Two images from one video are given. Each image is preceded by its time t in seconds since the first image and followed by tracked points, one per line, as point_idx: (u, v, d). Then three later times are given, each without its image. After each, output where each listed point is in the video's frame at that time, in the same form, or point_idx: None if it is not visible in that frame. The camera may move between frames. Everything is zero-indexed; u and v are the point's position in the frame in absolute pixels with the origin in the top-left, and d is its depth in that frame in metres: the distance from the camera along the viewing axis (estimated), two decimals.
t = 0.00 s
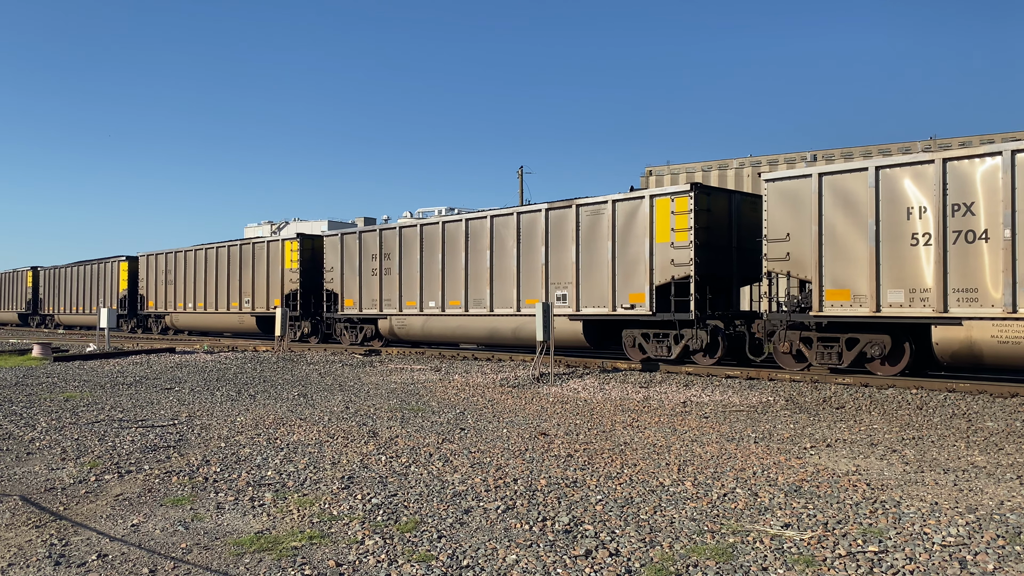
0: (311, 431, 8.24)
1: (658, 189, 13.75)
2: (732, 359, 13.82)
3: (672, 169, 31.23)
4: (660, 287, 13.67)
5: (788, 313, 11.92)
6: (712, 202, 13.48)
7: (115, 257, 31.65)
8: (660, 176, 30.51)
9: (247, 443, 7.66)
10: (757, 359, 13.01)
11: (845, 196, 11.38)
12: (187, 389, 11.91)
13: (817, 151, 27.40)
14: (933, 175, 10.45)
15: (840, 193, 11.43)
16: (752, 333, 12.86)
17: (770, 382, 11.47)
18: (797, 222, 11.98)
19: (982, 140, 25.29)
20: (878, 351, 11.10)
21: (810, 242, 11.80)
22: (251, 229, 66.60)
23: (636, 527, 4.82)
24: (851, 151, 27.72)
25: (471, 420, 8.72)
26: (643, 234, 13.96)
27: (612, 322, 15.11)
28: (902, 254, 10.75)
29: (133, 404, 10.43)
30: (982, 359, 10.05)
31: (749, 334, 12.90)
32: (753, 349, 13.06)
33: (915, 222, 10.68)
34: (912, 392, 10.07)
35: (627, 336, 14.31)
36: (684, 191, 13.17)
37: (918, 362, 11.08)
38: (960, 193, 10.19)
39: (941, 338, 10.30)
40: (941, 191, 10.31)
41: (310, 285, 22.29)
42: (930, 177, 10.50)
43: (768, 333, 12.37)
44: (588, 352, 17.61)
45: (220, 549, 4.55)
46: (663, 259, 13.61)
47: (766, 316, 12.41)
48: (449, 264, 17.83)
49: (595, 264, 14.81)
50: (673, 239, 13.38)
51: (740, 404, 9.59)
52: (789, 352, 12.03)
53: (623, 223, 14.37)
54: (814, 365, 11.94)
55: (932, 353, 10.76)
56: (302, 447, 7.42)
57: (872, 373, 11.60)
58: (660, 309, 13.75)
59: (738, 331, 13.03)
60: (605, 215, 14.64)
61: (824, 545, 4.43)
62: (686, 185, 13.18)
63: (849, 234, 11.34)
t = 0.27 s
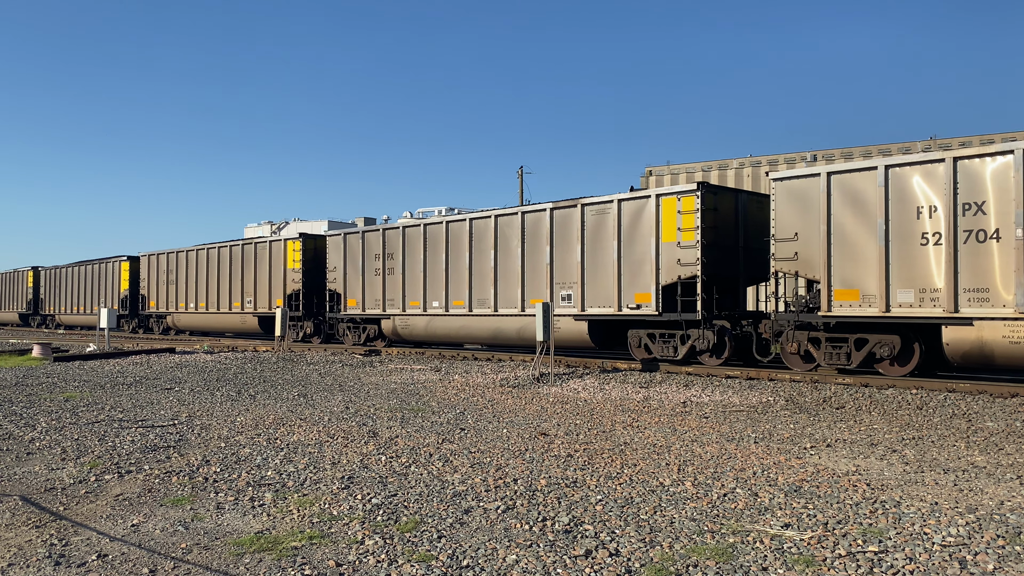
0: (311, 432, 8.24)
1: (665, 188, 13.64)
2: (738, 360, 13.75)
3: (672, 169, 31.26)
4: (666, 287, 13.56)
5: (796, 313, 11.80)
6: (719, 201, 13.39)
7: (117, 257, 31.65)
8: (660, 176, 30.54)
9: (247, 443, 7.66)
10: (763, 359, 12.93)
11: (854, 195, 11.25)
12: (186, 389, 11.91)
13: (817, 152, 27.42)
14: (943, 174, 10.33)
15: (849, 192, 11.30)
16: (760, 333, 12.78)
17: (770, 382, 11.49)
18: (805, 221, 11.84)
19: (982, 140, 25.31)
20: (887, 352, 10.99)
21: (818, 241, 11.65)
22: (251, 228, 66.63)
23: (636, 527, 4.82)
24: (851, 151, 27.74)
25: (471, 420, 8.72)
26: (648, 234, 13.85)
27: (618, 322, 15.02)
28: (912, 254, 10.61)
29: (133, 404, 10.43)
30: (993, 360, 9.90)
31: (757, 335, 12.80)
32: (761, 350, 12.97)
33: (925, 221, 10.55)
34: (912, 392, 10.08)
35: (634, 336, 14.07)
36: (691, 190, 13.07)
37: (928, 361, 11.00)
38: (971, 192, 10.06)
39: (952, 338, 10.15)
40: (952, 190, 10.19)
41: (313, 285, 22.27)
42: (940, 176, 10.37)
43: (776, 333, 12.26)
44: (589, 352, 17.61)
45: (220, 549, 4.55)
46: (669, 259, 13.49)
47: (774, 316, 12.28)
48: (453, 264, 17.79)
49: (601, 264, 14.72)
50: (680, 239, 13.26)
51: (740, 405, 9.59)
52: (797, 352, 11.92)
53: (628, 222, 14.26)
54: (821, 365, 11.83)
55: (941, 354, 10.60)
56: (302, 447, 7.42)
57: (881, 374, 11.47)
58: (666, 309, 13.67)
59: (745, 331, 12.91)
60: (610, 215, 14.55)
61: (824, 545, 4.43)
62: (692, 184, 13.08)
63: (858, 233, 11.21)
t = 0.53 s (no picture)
0: (311, 431, 8.24)
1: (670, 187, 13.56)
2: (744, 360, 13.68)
3: (672, 169, 31.29)
4: (671, 287, 13.49)
5: (804, 313, 11.71)
6: (725, 200, 13.31)
7: (117, 257, 31.62)
8: (660, 176, 30.55)
9: (247, 443, 7.66)
10: (770, 359, 12.82)
11: (862, 194, 11.14)
12: (186, 389, 11.91)
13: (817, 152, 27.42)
14: (954, 173, 10.23)
15: (857, 191, 11.19)
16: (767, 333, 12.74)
17: (770, 382, 11.50)
18: (812, 221, 11.73)
19: (982, 140, 25.31)
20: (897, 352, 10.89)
21: (826, 241, 11.52)
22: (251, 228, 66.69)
23: (636, 527, 4.82)
24: (851, 151, 27.77)
25: (471, 420, 8.72)
26: (654, 233, 13.76)
27: (624, 322, 14.96)
28: (922, 253, 10.52)
29: (133, 404, 10.43)
30: (1004, 360, 9.81)
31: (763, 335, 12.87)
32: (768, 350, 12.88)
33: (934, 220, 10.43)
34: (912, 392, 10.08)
35: (639, 336, 14.07)
36: (697, 189, 12.99)
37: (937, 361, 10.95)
38: (982, 191, 9.96)
39: (962, 338, 10.08)
40: (963, 189, 10.08)
41: (316, 285, 22.28)
42: (950, 175, 10.27)
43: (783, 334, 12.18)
44: (591, 352, 17.62)
45: (220, 549, 4.55)
46: (675, 258, 13.40)
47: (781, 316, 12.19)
48: (457, 264, 17.76)
49: (606, 263, 14.65)
50: (686, 238, 13.16)
51: (740, 404, 9.59)
52: (806, 353, 11.82)
53: (633, 222, 14.17)
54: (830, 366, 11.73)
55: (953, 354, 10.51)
56: (302, 447, 7.42)
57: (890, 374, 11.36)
58: (672, 309, 13.61)
59: (751, 331, 13.02)
60: (615, 214, 14.45)
61: (824, 545, 4.43)
62: (699, 183, 12.99)
63: (867, 232, 11.10)
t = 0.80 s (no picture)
0: (311, 432, 8.24)
1: (676, 186, 13.51)
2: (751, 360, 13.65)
3: (672, 169, 31.32)
4: (677, 287, 13.44)
5: (811, 314, 11.62)
6: (732, 199, 13.26)
7: (118, 257, 31.62)
8: (660, 176, 30.57)
9: (247, 443, 7.66)
10: (777, 360, 12.80)
11: (871, 193, 11.01)
12: (186, 389, 11.91)
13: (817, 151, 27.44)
14: (964, 172, 10.07)
15: (866, 190, 11.06)
16: (774, 333, 12.67)
17: (770, 382, 11.50)
18: (820, 220, 11.60)
19: (982, 140, 25.34)
20: (905, 353, 10.80)
21: (834, 241, 11.40)
22: (251, 228, 66.71)
23: (636, 527, 4.82)
24: (851, 151, 27.79)
25: (471, 420, 8.72)
26: (660, 233, 13.71)
27: (629, 322, 14.91)
28: (932, 253, 10.37)
29: (133, 404, 10.43)
30: (1015, 361, 9.72)
31: (770, 335, 12.70)
32: (774, 351, 12.85)
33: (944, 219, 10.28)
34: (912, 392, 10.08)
35: (645, 336, 13.98)
36: (704, 188, 12.92)
37: (946, 362, 10.83)
38: (992, 190, 9.80)
39: (972, 339, 9.99)
40: (973, 188, 9.92)
41: (318, 286, 22.28)
42: (960, 173, 10.12)
43: (790, 334, 12.12)
44: (592, 352, 17.62)
45: (220, 549, 4.55)
46: (681, 258, 13.35)
47: (789, 316, 12.09)
48: (461, 264, 17.73)
49: (611, 263, 14.60)
50: (692, 238, 13.10)
51: (740, 404, 9.58)
52: (813, 353, 11.75)
53: (639, 221, 14.12)
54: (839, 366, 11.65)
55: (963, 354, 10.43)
56: (302, 447, 7.42)
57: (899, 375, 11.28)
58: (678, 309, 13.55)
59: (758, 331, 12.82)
60: (621, 214, 14.41)
61: (824, 545, 4.43)
62: (705, 182, 12.93)
63: (876, 232, 10.96)
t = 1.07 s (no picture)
0: (311, 432, 8.24)
1: (682, 186, 13.46)
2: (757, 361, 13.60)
3: (672, 169, 31.34)
4: (683, 287, 13.40)
5: (819, 313, 11.56)
6: (738, 198, 13.21)
7: (118, 257, 31.62)
8: (660, 176, 30.57)
9: (247, 443, 7.66)
10: (784, 360, 12.73)
11: (879, 192, 10.93)
12: (186, 389, 11.91)
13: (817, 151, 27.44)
14: (974, 171, 10.00)
15: (874, 190, 10.99)
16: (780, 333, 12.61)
17: (770, 382, 11.51)
18: (828, 219, 11.52)
19: (982, 140, 25.35)
20: (914, 353, 10.75)
21: (842, 240, 11.35)
22: (251, 228, 66.77)
23: (636, 527, 4.82)
24: (851, 151, 27.79)
25: (471, 420, 8.72)
26: (666, 232, 13.66)
27: (634, 322, 14.86)
28: (941, 253, 10.29)
29: (133, 404, 10.43)
30: None
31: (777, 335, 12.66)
32: (781, 351, 12.78)
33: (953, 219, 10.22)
34: (912, 392, 10.08)
35: (650, 336, 14.00)
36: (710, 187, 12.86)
37: (954, 362, 10.79)
38: (1002, 189, 9.74)
39: (982, 338, 9.94)
40: (983, 188, 9.86)
41: (319, 286, 22.27)
42: (970, 172, 10.06)
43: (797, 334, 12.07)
44: (593, 352, 17.62)
45: (220, 549, 4.55)
46: (687, 258, 13.29)
47: (796, 316, 12.03)
48: (464, 263, 17.70)
49: (616, 263, 14.57)
50: (698, 237, 13.05)
51: (740, 404, 9.58)
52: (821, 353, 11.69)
53: (644, 220, 14.07)
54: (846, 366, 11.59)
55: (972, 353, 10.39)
56: (302, 447, 7.42)
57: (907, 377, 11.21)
58: (684, 309, 13.50)
59: (764, 331, 12.79)
60: (626, 213, 14.37)
61: (824, 545, 4.43)
62: (711, 181, 12.87)
63: (884, 231, 10.88)
